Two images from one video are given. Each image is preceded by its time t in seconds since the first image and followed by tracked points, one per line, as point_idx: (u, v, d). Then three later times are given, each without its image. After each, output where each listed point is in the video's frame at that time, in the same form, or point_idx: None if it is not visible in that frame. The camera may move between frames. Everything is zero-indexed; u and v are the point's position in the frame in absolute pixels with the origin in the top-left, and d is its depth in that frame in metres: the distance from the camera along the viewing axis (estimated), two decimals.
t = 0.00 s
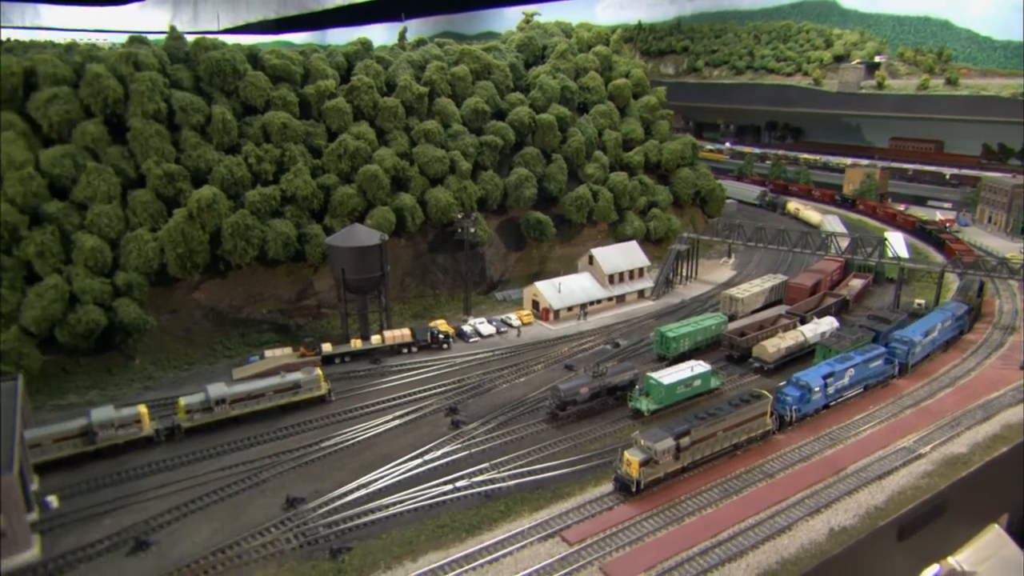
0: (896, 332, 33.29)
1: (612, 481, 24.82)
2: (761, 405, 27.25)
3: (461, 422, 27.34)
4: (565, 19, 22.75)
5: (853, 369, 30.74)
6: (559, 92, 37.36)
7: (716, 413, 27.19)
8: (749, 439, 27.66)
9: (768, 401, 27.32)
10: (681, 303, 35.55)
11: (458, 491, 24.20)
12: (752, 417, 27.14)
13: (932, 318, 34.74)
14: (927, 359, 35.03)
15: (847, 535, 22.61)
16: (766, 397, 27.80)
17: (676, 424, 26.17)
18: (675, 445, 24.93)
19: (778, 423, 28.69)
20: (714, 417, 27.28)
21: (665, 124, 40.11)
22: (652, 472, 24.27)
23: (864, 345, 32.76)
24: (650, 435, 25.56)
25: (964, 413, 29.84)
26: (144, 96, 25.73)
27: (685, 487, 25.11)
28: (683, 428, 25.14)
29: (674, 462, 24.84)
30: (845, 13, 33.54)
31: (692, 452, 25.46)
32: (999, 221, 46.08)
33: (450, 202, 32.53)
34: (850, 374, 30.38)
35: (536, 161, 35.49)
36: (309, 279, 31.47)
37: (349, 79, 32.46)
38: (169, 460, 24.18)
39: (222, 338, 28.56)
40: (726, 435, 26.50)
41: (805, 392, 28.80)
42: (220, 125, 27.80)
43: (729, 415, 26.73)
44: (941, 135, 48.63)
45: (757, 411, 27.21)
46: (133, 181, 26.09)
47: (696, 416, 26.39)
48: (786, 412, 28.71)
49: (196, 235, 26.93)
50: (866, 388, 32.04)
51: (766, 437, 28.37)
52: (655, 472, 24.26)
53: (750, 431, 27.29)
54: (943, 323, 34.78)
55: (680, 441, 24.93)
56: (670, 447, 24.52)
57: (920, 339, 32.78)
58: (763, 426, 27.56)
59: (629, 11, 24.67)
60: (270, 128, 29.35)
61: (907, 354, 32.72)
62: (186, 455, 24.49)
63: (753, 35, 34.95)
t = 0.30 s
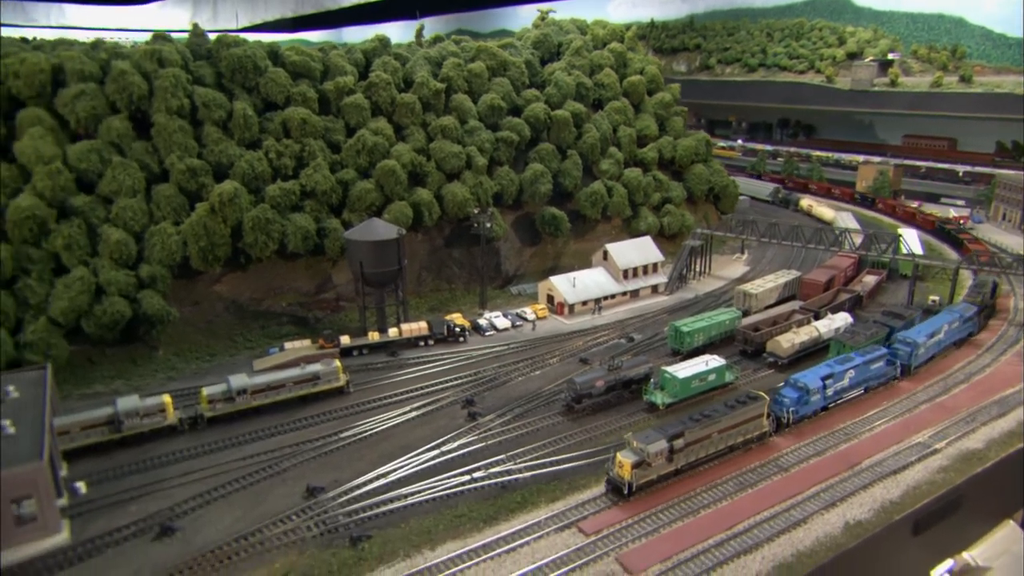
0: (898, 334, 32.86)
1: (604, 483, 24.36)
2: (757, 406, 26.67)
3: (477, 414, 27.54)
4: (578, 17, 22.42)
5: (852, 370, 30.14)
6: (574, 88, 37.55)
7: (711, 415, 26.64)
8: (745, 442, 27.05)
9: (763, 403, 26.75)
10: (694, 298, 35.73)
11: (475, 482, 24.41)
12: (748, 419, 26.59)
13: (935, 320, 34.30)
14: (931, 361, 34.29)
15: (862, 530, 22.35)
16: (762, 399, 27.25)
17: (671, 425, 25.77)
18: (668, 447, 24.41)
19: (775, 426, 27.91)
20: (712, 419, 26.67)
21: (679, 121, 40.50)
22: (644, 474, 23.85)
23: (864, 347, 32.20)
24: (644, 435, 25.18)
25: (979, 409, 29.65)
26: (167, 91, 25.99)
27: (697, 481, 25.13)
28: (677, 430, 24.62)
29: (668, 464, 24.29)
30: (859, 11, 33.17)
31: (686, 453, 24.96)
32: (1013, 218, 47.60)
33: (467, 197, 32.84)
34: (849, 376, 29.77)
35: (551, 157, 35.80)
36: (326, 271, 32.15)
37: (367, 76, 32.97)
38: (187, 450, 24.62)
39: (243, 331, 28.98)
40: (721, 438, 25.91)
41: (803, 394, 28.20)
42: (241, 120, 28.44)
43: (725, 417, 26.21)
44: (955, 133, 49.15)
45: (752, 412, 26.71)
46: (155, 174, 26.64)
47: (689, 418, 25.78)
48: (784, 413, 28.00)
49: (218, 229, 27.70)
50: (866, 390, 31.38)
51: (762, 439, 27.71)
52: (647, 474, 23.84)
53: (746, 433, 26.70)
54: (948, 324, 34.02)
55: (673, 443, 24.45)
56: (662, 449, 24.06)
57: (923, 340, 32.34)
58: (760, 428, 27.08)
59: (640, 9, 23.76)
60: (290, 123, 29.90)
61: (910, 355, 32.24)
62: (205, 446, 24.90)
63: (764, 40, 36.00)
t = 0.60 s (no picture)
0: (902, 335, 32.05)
1: (595, 484, 23.80)
2: (756, 407, 26.06)
3: (494, 406, 27.62)
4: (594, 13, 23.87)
5: (852, 371, 29.61)
6: (590, 85, 37.74)
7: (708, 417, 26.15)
8: (740, 443, 26.40)
9: (760, 404, 26.17)
10: (708, 293, 35.78)
11: (493, 473, 24.57)
12: (743, 420, 26.05)
13: (941, 322, 33.38)
14: (936, 363, 33.44)
15: (878, 523, 22.32)
16: (758, 400, 26.73)
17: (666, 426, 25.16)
18: (662, 449, 23.77)
19: (771, 427, 27.49)
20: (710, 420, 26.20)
21: (694, 118, 40.62)
22: (637, 476, 23.18)
23: (865, 348, 31.55)
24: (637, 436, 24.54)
25: (995, 405, 29.57)
26: (192, 84, 25.72)
27: (711, 473, 24.96)
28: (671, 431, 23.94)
29: (660, 466, 23.73)
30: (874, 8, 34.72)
31: (679, 456, 24.27)
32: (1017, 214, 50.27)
33: (484, 192, 33.21)
34: (848, 378, 29.20)
35: (567, 153, 35.98)
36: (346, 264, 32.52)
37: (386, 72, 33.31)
38: (210, 438, 25.24)
39: (264, 323, 29.39)
40: (716, 439, 25.22)
41: (801, 396, 27.75)
42: (263, 116, 29.05)
43: (719, 420, 25.58)
44: (968, 131, 47.89)
45: (749, 413, 26.11)
46: (182, 168, 26.74)
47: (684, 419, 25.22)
48: (780, 414, 27.54)
49: (241, 224, 28.24)
50: (867, 391, 30.80)
51: (758, 441, 27.06)
52: (639, 476, 23.21)
53: (741, 435, 25.99)
54: (955, 326, 33.04)
55: (665, 445, 23.80)
56: (654, 451, 23.29)
57: (927, 342, 31.53)
58: (755, 430, 26.37)
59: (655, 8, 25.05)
60: (310, 119, 30.48)
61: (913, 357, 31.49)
62: (227, 434, 25.48)
63: (776, 37, 33.16)
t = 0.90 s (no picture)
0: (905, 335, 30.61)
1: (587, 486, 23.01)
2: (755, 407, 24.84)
3: (512, 398, 27.53)
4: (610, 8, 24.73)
5: (853, 372, 28.11)
6: (607, 81, 37.85)
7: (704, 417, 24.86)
8: (737, 445, 25.09)
9: (758, 405, 24.90)
10: (723, 288, 35.66)
11: (511, 464, 24.47)
12: (741, 421, 24.78)
13: (945, 323, 31.80)
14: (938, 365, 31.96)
15: (896, 518, 21.94)
16: (757, 400, 25.31)
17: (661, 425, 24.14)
18: (656, 451, 22.82)
19: (769, 429, 26.08)
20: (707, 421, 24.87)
21: (710, 114, 40.61)
22: (629, 478, 22.35)
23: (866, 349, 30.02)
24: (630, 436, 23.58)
25: (1014, 402, 29.12)
26: (217, 82, 27.86)
27: (730, 466, 24.49)
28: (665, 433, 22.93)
29: (653, 468, 22.83)
30: None
31: (674, 457, 23.20)
32: None
33: (501, 186, 33.11)
34: (850, 379, 27.72)
35: (584, 149, 36.07)
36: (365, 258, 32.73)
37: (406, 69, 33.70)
38: (236, 426, 25.50)
39: (285, 316, 29.98)
40: (712, 441, 24.06)
41: (800, 397, 26.25)
42: (285, 111, 29.37)
43: (715, 421, 24.29)
44: (981, 127, 51.85)
45: (748, 414, 24.90)
46: (205, 163, 28.37)
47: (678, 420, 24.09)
48: (778, 416, 26.05)
49: (263, 218, 28.35)
50: (867, 393, 29.28)
51: (755, 443, 25.70)
52: (631, 479, 22.37)
53: (739, 437, 24.81)
54: (961, 327, 31.53)
55: (660, 447, 22.79)
56: (649, 452, 22.42)
57: (932, 343, 30.11)
58: (755, 432, 25.10)
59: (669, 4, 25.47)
60: (332, 114, 30.54)
61: (917, 358, 30.03)
62: (251, 422, 25.70)
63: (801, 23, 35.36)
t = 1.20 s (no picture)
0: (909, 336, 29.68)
1: (579, 487, 22.64)
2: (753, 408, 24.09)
3: (530, 390, 27.57)
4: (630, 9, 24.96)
5: (855, 373, 27.28)
6: (624, 77, 38.06)
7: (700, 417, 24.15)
8: (734, 446, 24.42)
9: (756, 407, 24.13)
10: (739, 284, 35.65)
11: (530, 455, 24.46)
12: (740, 421, 24.08)
13: (952, 325, 30.66)
14: (942, 367, 31.09)
15: (914, 513, 21.97)
16: (754, 401, 24.54)
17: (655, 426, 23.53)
18: (649, 452, 22.21)
19: (766, 430, 25.39)
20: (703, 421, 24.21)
21: (726, 110, 40.69)
22: (622, 480, 21.82)
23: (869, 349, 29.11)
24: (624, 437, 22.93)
25: None
26: (241, 78, 28.33)
27: (748, 459, 24.35)
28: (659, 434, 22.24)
29: (645, 470, 22.28)
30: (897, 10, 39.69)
31: (668, 459, 22.61)
32: None
33: (519, 181, 33.37)
34: (851, 380, 26.92)
35: (601, 144, 36.23)
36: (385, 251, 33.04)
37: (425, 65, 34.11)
38: (260, 415, 25.91)
39: (306, 308, 30.51)
40: (708, 442, 23.38)
41: (799, 398, 25.50)
42: (306, 106, 29.80)
43: (712, 421, 23.56)
44: (998, 125, 51.75)
45: (745, 415, 24.12)
46: (228, 156, 28.81)
47: (673, 420, 23.50)
48: (776, 417, 25.29)
49: (285, 211, 28.70)
50: (868, 395, 28.41)
51: (753, 444, 24.99)
52: (625, 480, 21.84)
53: (736, 438, 24.12)
54: (968, 329, 30.58)
55: (653, 449, 22.14)
56: (642, 454, 21.90)
57: (936, 344, 29.13)
58: (752, 433, 24.38)
59: None
60: (352, 109, 30.91)
61: (921, 360, 29.12)
62: (274, 412, 26.07)
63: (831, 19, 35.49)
